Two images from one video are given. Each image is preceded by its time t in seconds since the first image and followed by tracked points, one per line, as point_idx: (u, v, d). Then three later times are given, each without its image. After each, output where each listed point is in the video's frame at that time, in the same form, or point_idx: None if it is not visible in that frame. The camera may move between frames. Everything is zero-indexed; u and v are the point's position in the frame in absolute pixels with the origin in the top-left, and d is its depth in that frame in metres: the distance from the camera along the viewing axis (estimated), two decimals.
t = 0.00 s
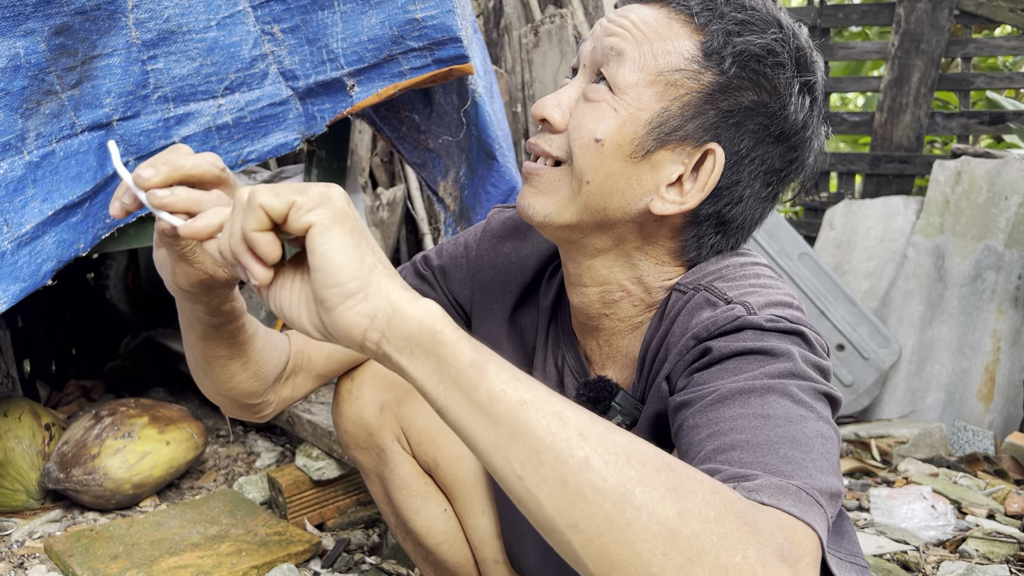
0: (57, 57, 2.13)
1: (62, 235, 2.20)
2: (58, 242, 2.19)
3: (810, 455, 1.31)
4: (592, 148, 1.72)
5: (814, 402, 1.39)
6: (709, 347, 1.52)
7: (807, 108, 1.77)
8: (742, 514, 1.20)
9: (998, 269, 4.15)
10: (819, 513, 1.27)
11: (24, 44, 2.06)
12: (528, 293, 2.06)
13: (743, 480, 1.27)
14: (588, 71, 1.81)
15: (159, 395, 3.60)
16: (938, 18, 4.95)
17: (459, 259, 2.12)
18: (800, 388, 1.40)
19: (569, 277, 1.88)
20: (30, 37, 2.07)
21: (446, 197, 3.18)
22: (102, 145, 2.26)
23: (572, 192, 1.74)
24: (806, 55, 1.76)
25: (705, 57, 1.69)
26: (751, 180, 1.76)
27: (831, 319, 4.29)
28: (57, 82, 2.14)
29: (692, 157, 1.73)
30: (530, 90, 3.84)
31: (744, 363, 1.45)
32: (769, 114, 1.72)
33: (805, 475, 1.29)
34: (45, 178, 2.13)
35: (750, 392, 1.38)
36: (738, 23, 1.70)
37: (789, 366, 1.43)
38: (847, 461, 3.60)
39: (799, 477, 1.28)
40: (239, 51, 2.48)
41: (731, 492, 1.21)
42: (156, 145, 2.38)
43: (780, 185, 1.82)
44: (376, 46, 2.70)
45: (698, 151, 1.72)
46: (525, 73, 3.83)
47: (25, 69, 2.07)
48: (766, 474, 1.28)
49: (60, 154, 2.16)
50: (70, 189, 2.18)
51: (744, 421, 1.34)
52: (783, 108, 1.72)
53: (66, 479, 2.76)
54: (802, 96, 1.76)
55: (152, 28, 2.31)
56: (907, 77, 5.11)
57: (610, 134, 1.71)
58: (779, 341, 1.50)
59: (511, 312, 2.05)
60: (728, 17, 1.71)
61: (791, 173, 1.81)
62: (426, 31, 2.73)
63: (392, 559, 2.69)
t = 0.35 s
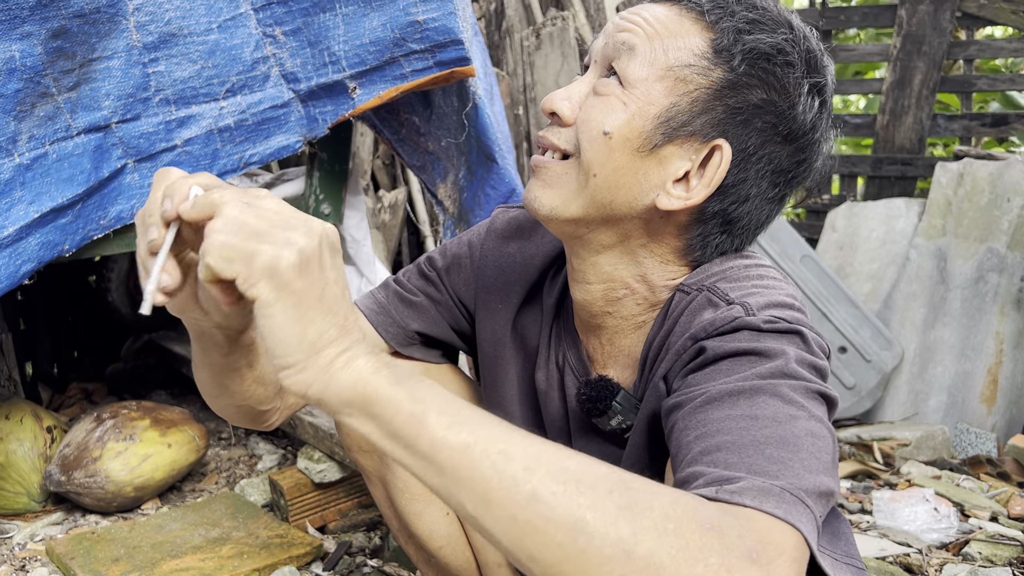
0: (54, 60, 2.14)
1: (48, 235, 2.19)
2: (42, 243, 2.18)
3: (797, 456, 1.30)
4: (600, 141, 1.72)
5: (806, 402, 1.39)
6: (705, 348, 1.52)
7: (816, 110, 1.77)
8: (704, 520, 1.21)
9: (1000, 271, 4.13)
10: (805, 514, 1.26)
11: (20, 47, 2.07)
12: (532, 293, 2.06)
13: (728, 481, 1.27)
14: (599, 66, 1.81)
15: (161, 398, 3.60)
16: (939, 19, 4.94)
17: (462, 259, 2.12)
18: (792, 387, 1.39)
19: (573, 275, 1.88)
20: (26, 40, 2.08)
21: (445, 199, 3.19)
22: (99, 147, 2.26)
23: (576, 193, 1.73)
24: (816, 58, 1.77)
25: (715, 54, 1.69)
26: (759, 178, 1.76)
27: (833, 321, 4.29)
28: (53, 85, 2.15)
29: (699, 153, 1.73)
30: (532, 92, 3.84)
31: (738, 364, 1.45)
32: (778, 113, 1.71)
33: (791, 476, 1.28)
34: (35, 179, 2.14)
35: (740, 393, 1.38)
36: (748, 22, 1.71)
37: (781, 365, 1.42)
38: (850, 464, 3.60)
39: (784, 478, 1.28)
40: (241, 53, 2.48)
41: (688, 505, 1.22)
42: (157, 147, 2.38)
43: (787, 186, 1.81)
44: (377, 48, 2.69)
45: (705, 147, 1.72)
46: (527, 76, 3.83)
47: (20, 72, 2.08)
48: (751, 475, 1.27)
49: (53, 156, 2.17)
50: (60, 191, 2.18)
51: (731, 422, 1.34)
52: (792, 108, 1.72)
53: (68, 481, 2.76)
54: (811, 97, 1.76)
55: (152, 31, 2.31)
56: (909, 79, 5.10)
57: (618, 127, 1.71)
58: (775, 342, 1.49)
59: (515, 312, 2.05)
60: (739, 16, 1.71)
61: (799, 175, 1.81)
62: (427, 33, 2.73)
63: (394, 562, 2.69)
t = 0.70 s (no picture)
0: (52, 63, 2.14)
1: (43, 238, 2.20)
2: (36, 245, 2.18)
3: (782, 462, 1.31)
4: (603, 144, 1.71)
5: (795, 407, 1.39)
6: (700, 349, 1.52)
7: (820, 113, 1.78)
8: (687, 522, 1.21)
9: (1001, 273, 4.13)
10: (785, 521, 1.27)
11: (18, 50, 2.08)
12: (535, 296, 2.06)
13: (710, 487, 1.28)
14: (603, 68, 1.81)
15: (162, 401, 3.60)
16: (939, 22, 4.95)
17: (466, 261, 2.12)
18: (782, 392, 1.39)
19: (575, 277, 1.88)
20: (24, 44, 2.09)
21: (444, 202, 3.18)
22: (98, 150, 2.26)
23: (577, 194, 1.73)
24: (819, 61, 1.77)
25: (719, 56, 1.70)
26: (762, 180, 1.76)
27: (834, 323, 4.29)
28: (51, 88, 2.15)
29: (702, 154, 1.73)
30: (533, 95, 3.84)
31: (730, 367, 1.45)
32: (782, 116, 1.72)
33: (774, 482, 1.29)
34: (30, 182, 2.14)
35: (728, 397, 1.38)
36: (753, 24, 1.71)
37: (772, 369, 1.42)
38: (850, 466, 3.59)
39: (766, 484, 1.28)
40: (241, 56, 2.49)
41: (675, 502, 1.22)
42: (157, 150, 2.39)
43: (791, 189, 1.81)
44: (378, 51, 2.69)
45: (708, 148, 1.73)
46: (527, 78, 3.83)
47: (18, 76, 2.09)
48: (733, 481, 1.28)
49: (50, 159, 2.18)
50: (55, 194, 2.19)
51: (718, 426, 1.34)
52: (796, 111, 1.72)
53: (68, 484, 2.76)
54: (814, 99, 1.76)
55: (153, 35, 2.31)
56: (909, 81, 5.10)
57: (620, 130, 1.71)
58: (770, 345, 1.49)
59: (518, 315, 2.05)
60: (743, 17, 1.71)
61: (802, 178, 1.81)
62: (427, 36, 2.73)
63: (395, 565, 2.69)
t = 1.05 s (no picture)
0: (54, 67, 2.16)
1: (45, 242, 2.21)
2: (39, 249, 2.20)
3: (793, 463, 1.30)
4: (599, 152, 1.72)
5: (804, 409, 1.38)
6: (705, 353, 1.52)
7: (818, 114, 1.77)
8: (704, 529, 1.19)
9: (1001, 275, 4.14)
10: (798, 522, 1.26)
11: (19, 54, 2.10)
12: (535, 298, 2.06)
13: (723, 489, 1.27)
14: (602, 72, 1.81)
15: (162, 404, 3.60)
16: (939, 24, 4.95)
17: (464, 264, 2.12)
18: (791, 394, 1.39)
19: (575, 281, 1.88)
20: (26, 47, 2.11)
21: (446, 205, 3.18)
22: (99, 153, 2.28)
23: (575, 200, 1.74)
24: (816, 62, 1.76)
25: (715, 59, 1.69)
26: (760, 183, 1.76)
27: (834, 326, 4.28)
28: (53, 92, 2.17)
29: (699, 158, 1.73)
30: (532, 98, 3.85)
31: (737, 370, 1.45)
32: (779, 118, 1.72)
33: (786, 484, 1.28)
34: (32, 186, 2.16)
35: (738, 399, 1.37)
36: (749, 26, 1.70)
37: (780, 371, 1.41)
38: (851, 469, 3.59)
39: (779, 486, 1.27)
40: (242, 60, 2.49)
41: (690, 508, 1.21)
42: (158, 154, 2.40)
43: (788, 191, 1.81)
44: (378, 54, 2.67)
45: (705, 152, 1.73)
46: (527, 81, 3.84)
47: (20, 79, 2.11)
48: (746, 483, 1.27)
49: (52, 163, 2.19)
50: (57, 198, 2.20)
51: (728, 429, 1.34)
52: (793, 113, 1.72)
53: (68, 488, 2.76)
54: (812, 101, 1.76)
55: (154, 38, 2.32)
56: (909, 83, 5.10)
57: (616, 137, 1.71)
58: (775, 348, 1.49)
59: (518, 318, 2.05)
60: (738, 19, 1.70)
61: (800, 179, 1.81)
62: (427, 40, 2.69)
63: (395, 568, 2.69)
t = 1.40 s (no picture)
0: (58, 71, 2.16)
1: (56, 247, 2.23)
2: (51, 254, 2.22)
3: (797, 464, 1.30)
4: (596, 160, 1.73)
5: (807, 412, 1.38)
6: (706, 356, 1.52)
7: (815, 118, 1.77)
8: (702, 527, 1.19)
9: (1000, 277, 4.14)
10: (804, 522, 1.25)
11: (25, 58, 2.10)
12: (536, 302, 2.06)
13: (729, 490, 1.26)
14: (597, 80, 1.82)
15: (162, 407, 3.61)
16: (938, 27, 4.95)
17: (465, 267, 2.12)
18: (793, 397, 1.39)
19: (574, 286, 1.89)
20: (31, 51, 2.10)
21: (452, 208, 3.20)
22: (103, 157, 2.29)
23: (574, 206, 1.74)
24: (814, 65, 1.76)
25: (712, 65, 1.70)
26: (758, 188, 1.77)
27: (834, 328, 4.28)
28: (57, 96, 2.17)
29: (698, 164, 1.73)
30: (532, 101, 3.85)
31: (738, 373, 1.45)
32: (776, 122, 1.72)
33: (791, 485, 1.27)
34: (41, 191, 2.17)
35: (741, 402, 1.37)
36: (745, 31, 1.70)
37: (782, 374, 1.42)
38: (850, 471, 3.60)
39: (784, 486, 1.27)
40: (242, 64, 2.50)
41: (688, 507, 1.21)
42: (158, 157, 2.40)
43: (788, 195, 1.81)
44: (378, 58, 2.66)
45: (704, 159, 1.73)
46: (526, 84, 3.84)
47: (26, 83, 2.11)
48: (751, 484, 1.26)
49: (59, 167, 2.20)
50: (67, 203, 2.21)
51: (732, 431, 1.34)
52: (790, 117, 1.72)
53: (68, 491, 2.76)
54: (809, 105, 1.76)
55: (155, 42, 2.32)
56: (908, 86, 5.11)
57: (613, 146, 1.72)
58: (776, 351, 1.49)
59: (519, 322, 2.05)
60: (735, 24, 1.71)
61: (799, 183, 1.81)
62: (427, 43, 2.68)
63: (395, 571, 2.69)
